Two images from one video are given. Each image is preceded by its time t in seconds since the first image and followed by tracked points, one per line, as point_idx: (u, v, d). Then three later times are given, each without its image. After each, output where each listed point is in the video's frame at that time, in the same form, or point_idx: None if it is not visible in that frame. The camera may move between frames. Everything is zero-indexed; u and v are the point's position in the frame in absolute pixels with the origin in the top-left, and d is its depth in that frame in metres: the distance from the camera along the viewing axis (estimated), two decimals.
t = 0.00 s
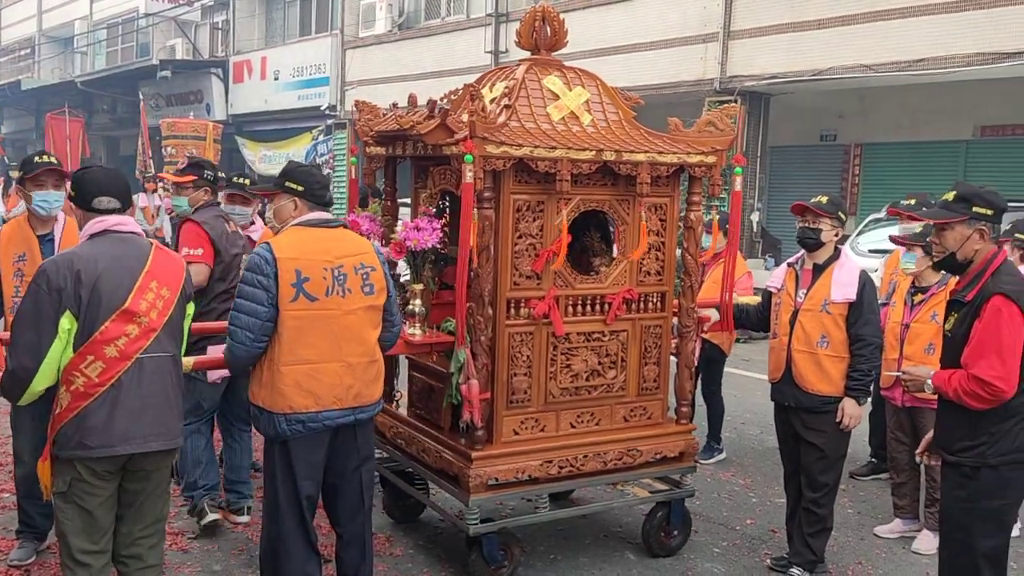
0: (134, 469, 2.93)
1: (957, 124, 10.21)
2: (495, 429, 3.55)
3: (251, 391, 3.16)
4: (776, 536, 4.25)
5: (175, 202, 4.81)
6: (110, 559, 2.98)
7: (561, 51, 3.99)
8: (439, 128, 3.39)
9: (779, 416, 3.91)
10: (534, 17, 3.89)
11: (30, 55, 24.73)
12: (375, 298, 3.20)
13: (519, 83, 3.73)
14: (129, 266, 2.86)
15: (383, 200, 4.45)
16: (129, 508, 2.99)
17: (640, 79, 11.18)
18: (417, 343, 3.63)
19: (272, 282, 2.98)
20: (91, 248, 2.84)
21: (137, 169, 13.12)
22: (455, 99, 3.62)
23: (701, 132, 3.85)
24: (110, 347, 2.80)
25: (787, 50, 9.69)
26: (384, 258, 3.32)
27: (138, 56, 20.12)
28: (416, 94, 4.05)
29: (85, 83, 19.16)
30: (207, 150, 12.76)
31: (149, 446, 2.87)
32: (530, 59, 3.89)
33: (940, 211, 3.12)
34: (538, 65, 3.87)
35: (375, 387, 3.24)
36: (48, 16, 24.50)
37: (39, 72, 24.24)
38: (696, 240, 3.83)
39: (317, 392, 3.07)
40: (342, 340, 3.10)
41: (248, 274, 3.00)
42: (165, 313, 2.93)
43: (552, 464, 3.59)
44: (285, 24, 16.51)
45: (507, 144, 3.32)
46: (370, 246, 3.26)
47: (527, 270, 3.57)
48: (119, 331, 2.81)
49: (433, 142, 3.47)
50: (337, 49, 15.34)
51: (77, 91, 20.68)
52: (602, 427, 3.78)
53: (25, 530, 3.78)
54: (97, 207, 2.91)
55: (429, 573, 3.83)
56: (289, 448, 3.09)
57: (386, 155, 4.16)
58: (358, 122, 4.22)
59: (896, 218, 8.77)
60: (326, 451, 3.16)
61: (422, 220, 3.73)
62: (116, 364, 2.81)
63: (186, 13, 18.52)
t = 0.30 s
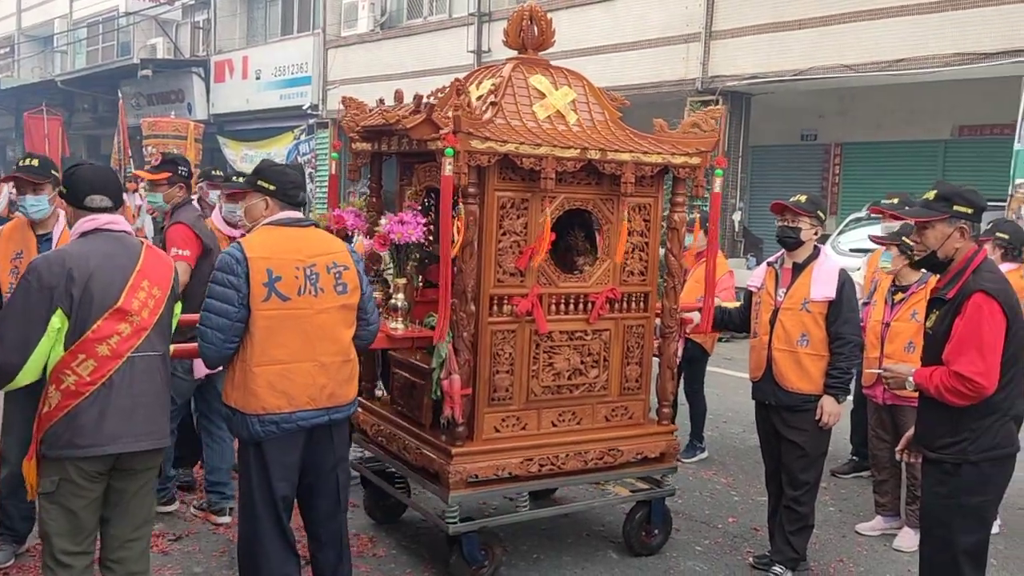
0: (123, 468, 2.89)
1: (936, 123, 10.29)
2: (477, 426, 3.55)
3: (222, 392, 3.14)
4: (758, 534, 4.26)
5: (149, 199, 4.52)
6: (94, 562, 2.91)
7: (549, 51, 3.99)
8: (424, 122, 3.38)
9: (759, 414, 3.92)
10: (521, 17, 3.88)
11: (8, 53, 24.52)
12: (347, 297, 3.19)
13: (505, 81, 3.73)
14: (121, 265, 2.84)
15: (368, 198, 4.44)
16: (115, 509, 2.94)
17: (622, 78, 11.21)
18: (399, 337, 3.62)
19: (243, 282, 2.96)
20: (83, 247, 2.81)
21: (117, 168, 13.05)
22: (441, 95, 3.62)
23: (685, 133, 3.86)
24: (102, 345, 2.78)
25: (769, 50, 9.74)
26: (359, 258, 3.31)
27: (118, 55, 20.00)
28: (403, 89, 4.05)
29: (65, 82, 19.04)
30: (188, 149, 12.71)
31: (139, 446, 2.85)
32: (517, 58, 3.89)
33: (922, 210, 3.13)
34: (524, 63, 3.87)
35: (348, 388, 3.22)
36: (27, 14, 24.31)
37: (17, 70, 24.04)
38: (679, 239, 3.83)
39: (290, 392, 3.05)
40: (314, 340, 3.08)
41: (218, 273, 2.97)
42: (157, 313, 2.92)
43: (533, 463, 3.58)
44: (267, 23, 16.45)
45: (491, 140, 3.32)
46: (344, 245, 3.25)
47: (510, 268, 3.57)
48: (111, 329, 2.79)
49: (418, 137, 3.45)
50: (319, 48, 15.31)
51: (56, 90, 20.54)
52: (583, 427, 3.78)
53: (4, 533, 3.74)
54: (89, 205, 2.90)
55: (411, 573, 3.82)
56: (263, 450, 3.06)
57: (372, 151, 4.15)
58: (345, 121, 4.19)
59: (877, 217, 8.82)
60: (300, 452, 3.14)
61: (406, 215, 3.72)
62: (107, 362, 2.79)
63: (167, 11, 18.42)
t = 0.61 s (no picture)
0: (99, 468, 2.85)
1: (910, 125, 10.37)
2: (451, 425, 3.54)
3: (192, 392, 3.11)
4: (736, 532, 4.28)
5: (106, 204, 4.31)
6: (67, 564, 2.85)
7: (521, 50, 3.98)
8: (393, 124, 3.40)
9: (737, 412, 3.93)
10: (493, 15, 3.88)
11: None
12: (315, 296, 3.16)
13: (476, 80, 3.72)
14: (100, 265, 2.81)
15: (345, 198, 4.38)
16: (91, 510, 2.89)
17: (600, 78, 11.24)
18: (371, 338, 3.59)
19: (209, 281, 2.93)
20: (61, 248, 2.79)
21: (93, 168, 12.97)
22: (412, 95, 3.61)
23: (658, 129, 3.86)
24: (80, 344, 2.74)
25: (746, 50, 9.81)
26: (328, 257, 3.29)
27: (93, 54, 19.84)
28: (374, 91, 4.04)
29: (39, 80, 18.87)
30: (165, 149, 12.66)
31: (115, 446, 2.81)
32: (489, 57, 3.89)
33: (898, 208, 3.15)
34: (496, 62, 3.87)
35: (319, 386, 3.20)
36: None
37: None
38: (654, 236, 3.82)
39: (261, 391, 3.03)
40: (284, 339, 3.06)
41: (186, 273, 2.95)
42: (134, 313, 2.89)
43: (508, 460, 3.57)
44: (244, 22, 16.38)
45: (460, 139, 3.32)
46: (309, 244, 3.23)
47: (483, 266, 3.56)
48: (89, 328, 2.76)
49: (388, 139, 3.45)
50: (297, 47, 15.24)
51: (30, 89, 20.35)
52: (560, 424, 3.77)
53: None
54: (70, 207, 2.88)
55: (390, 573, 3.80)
56: (234, 449, 3.04)
57: (348, 153, 4.13)
58: (324, 123, 4.14)
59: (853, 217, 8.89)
60: (270, 450, 3.12)
61: (375, 215, 3.73)
62: (85, 362, 2.75)
63: (143, 10, 18.30)
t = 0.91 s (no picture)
0: (50, 464, 2.82)
1: (882, 125, 10.45)
2: (420, 422, 3.54)
3: (156, 385, 3.09)
4: (712, 530, 4.30)
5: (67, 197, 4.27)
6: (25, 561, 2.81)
7: (493, 50, 3.98)
8: (360, 123, 3.44)
9: (711, 409, 3.95)
10: (464, 14, 3.87)
11: None
12: (284, 297, 3.14)
13: (445, 80, 3.71)
14: (46, 266, 2.78)
15: (321, 199, 4.37)
16: (45, 507, 2.84)
17: (575, 78, 11.28)
18: (337, 336, 3.57)
19: (181, 276, 2.92)
20: (7, 248, 2.76)
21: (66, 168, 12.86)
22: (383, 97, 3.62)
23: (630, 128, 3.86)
24: (24, 343, 2.72)
25: (720, 50, 9.87)
26: (297, 258, 3.27)
27: (66, 52, 19.66)
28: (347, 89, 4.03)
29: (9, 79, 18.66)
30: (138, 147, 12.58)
31: (63, 442, 2.77)
32: (460, 56, 3.88)
33: (870, 207, 3.18)
34: (467, 62, 3.86)
35: (283, 386, 3.17)
36: None
37: None
38: (627, 236, 3.82)
39: (226, 387, 3.00)
40: (253, 337, 3.05)
41: (157, 267, 2.92)
42: (81, 314, 2.86)
43: (478, 458, 3.57)
44: (218, 20, 16.29)
45: (424, 138, 3.32)
46: (282, 245, 3.21)
47: (451, 265, 3.56)
48: (33, 328, 2.74)
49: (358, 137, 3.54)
50: (272, 46, 15.19)
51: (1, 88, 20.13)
52: (531, 422, 3.76)
53: None
54: (29, 214, 2.89)
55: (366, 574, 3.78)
56: (197, 443, 3.01)
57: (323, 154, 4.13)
58: (298, 121, 4.14)
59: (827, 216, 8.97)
60: (237, 448, 3.09)
61: (340, 214, 3.75)
62: (29, 361, 2.73)
63: (116, 8, 18.14)
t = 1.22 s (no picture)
0: None
1: (844, 124, 10.60)
2: (377, 419, 3.53)
3: (110, 381, 3.03)
4: (679, 527, 4.33)
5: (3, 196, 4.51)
6: None
7: (460, 50, 3.97)
8: (321, 119, 3.50)
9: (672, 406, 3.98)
10: (433, 14, 3.85)
11: None
12: (242, 297, 3.12)
13: (410, 78, 3.70)
14: None
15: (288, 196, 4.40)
16: None
17: (540, 77, 11.30)
18: (293, 331, 3.61)
19: (140, 274, 2.89)
20: None
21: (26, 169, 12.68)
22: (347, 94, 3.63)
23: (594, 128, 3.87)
24: None
25: (684, 50, 9.93)
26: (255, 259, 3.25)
27: (26, 51, 19.37)
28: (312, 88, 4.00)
29: None
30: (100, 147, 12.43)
31: None
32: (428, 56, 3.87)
33: (831, 204, 3.22)
34: (433, 61, 3.85)
35: (239, 385, 3.15)
36: None
37: None
38: (591, 237, 3.84)
39: (182, 384, 2.96)
40: (211, 336, 3.02)
41: (116, 264, 2.89)
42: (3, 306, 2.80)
43: (435, 456, 3.57)
44: (181, 18, 16.13)
45: (382, 135, 3.32)
46: (239, 247, 3.20)
47: (410, 263, 3.56)
48: None
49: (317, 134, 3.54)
50: (236, 44, 15.09)
51: None
52: (493, 421, 3.76)
53: None
54: None
55: None
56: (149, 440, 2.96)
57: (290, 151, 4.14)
58: (264, 118, 4.05)
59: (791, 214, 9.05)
60: (186, 445, 3.03)
61: (298, 210, 3.92)
62: None
63: (76, 6, 17.90)
